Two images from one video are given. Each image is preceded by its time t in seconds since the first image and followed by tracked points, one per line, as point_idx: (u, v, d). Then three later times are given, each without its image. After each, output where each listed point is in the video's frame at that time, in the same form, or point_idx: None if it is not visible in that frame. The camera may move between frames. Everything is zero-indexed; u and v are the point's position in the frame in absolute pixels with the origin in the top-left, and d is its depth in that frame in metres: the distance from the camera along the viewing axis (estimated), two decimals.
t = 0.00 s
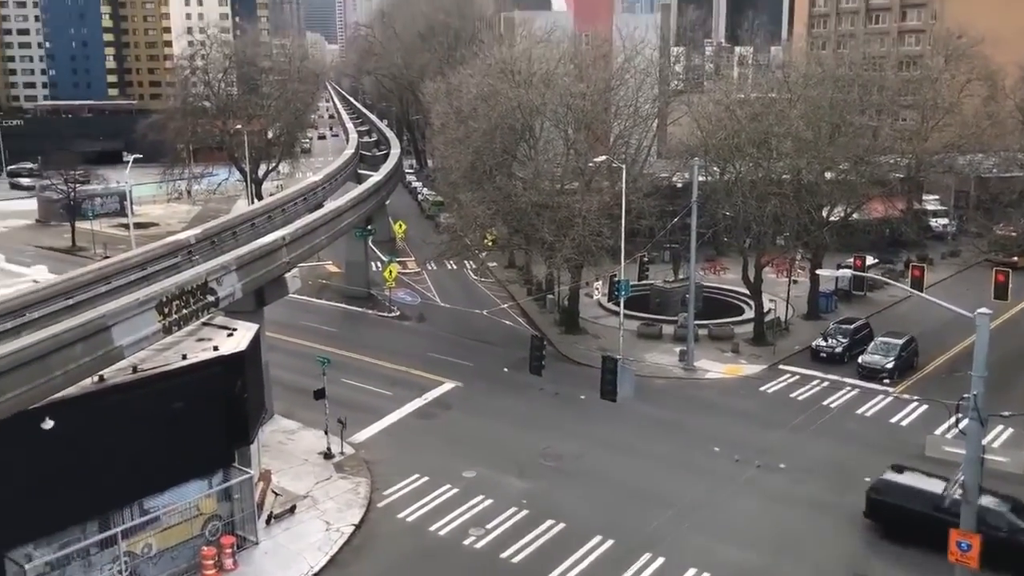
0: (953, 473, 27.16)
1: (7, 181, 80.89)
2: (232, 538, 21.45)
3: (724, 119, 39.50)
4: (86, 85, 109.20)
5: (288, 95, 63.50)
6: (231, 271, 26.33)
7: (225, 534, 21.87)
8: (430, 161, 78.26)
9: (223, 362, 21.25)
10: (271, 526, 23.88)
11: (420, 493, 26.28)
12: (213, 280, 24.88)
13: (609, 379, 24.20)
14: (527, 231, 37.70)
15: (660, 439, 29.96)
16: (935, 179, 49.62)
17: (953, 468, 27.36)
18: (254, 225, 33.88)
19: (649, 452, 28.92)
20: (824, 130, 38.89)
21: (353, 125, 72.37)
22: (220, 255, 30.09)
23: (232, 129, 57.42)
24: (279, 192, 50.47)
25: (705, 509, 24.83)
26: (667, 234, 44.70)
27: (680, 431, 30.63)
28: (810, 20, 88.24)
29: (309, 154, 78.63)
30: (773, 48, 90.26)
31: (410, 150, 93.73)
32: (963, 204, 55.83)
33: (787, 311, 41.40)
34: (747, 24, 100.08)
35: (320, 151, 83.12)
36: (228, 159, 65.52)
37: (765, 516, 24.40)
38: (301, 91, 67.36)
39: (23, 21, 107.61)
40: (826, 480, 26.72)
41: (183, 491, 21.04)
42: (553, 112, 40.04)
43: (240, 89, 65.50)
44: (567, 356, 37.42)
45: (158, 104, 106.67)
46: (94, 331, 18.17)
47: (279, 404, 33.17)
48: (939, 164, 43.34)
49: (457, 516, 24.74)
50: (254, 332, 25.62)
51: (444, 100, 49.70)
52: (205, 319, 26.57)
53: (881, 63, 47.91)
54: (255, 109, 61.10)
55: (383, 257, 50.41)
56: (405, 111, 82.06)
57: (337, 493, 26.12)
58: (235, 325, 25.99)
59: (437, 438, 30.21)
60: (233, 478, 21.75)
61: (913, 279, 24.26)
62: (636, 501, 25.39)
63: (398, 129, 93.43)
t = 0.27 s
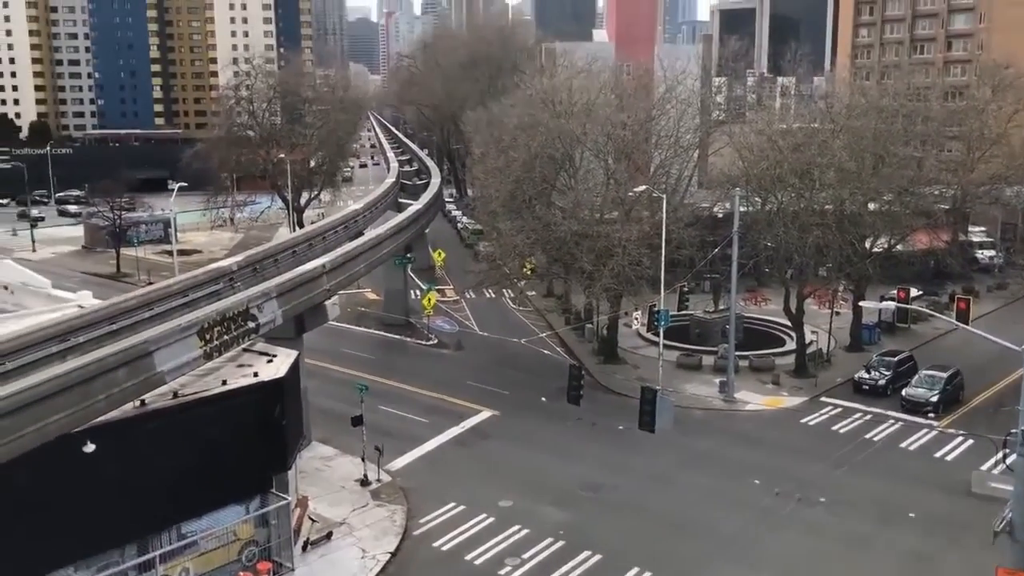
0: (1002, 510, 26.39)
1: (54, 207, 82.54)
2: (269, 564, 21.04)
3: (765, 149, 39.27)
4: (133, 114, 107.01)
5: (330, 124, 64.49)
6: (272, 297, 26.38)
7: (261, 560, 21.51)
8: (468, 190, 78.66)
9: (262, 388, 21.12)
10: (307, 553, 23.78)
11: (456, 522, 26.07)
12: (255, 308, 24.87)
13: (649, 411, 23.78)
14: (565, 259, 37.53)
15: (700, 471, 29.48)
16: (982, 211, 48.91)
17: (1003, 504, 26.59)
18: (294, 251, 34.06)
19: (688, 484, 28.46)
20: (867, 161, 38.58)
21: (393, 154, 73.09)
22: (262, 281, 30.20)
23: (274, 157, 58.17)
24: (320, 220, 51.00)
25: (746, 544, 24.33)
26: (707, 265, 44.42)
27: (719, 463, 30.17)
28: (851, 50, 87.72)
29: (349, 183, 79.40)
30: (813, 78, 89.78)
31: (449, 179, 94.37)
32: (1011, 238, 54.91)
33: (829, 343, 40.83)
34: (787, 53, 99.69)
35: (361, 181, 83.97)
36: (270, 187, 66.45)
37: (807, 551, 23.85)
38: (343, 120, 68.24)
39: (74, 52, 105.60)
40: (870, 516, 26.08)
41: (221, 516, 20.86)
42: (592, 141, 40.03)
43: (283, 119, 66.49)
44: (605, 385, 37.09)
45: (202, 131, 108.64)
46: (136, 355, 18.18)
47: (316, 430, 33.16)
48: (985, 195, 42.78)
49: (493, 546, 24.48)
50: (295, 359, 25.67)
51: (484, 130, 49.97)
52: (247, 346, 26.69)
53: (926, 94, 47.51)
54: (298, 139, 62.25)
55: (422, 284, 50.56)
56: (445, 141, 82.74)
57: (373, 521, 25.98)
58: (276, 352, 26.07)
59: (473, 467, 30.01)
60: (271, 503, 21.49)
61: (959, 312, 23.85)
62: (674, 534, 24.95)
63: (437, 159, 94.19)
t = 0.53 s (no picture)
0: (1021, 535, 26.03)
1: (74, 223, 83.31)
2: None
3: (782, 169, 39.23)
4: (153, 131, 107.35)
5: (347, 142, 64.94)
6: (288, 314, 26.42)
7: None
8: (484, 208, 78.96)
9: (277, 403, 21.09)
10: (320, 570, 23.74)
11: (469, 540, 25.97)
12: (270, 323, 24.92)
13: (663, 430, 23.59)
14: (580, 277, 37.48)
15: (715, 492, 29.28)
16: (1000, 232, 48.66)
17: (1023, 528, 26.21)
18: (310, 268, 34.16)
19: (703, 505, 28.26)
20: (884, 181, 38.51)
21: (409, 172, 73.48)
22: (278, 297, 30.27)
23: (291, 174, 58.54)
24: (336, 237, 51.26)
25: (761, 566, 24.09)
26: (723, 284, 44.34)
27: (734, 484, 29.94)
28: (867, 70, 87.68)
29: (365, 200, 79.87)
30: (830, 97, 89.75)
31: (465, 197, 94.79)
32: None
33: (846, 363, 40.60)
34: (803, 72, 99.75)
35: (377, 198, 84.41)
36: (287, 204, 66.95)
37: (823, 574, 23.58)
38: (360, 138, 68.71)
39: (96, 69, 106.37)
40: (887, 539, 25.79)
41: (234, 532, 20.80)
42: (608, 160, 40.08)
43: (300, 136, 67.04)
44: (619, 404, 36.95)
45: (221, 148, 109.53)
46: (151, 370, 18.24)
47: (330, 446, 33.16)
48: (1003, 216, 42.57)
49: (506, 565, 24.37)
50: (310, 376, 25.71)
51: (500, 148, 50.15)
52: (262, 362, 26.76)
53: (943, 114, 47.43)
54: (315, 156, 62.70)
55: (437, 302, 50.64)
56: (461, 159, 83.14)
57: (386, 539, 25.92)
58: (291, 368, 26.12)
59: (487, 485, 29.92)
60: (284, 520, 21.35)
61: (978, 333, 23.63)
62: (688, 555, 24.76)
63: (452, 177, 94.66)
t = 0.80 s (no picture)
0: None
1: (88, 247, 84.02)
2: None
3: (792, 197, 39.33)
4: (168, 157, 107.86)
5: (359, 168, 65.45)
6: (299, 339, 26.41)
7: None
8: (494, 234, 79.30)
9: (287, 430, 21.19)
10: None
11: (479, 568, 25.86)
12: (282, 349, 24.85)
13: (674, 458, 23.46)
14: (590, 304, 37.47)
15: (726, 521, 29.10)
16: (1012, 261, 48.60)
17: None
18: (322, 293, 34.25)
19: (713, 534, 28.07)
20: (895, 210, 38.55)
21: (421, 198, 73.97)
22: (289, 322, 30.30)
23: (304, 200, 58.96)
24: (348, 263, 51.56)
25: None
26: (733, 311, 44.34)
27: (745, 513, 29.76)
28: (878, 98, 87.93)
29: (377, 226, 80.35)
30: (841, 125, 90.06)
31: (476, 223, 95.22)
32: None
33: (857, 392, 40.45)
34: (814, 101, 100.15)
35: (388, 224, 84.95)
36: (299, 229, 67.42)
37: None
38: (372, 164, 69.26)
39: (112, 96, 106.57)
40: (900, 570, 25.53)
41: (243, 559, 20.79)
42: (619, 187, 40.24)
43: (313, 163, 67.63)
44: (629, 432, 36.85)
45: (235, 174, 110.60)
46: (165, 396, 18.32)
47: (339, 472, 33.14)
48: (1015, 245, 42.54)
49: None
50: (320, 402, 25.75)
51: (512, 175, 50.44)
52: (274, 388, 26.81)
53: (954, 143, 47.58)
54: (327, 182, 63.20)
55: (447, 328, 50.78)
56: (472, 185, 83.62)
57: (396, 566, 25.83)
58: (302, 394, 26.17)
59: (496, 512, 29.81)
60: (294, 545, 21.50)
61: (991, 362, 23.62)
62: None
63: (463, 203, 95.18)
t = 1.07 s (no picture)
0: None
1: (100, 270, 84.43)
2: None
3: (802, 221, 39.28)
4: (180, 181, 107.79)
5: (370, 192, 65.77)
6: (309, 362, 26.20)
7: None
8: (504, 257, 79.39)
9: (295, 454, 21.24)
10: None
11: None
12: (292, 372, 24.74)
13: (685, 484, 23.22)
14: (600, 327, 37.31)
15: (737, 548, 28.80)
16: None
17: None
18: (332, 316, 34.21)
19: (725, 560, 27.76)
20: (906, 234, 38.45)
21: (431, 222, 74.24)
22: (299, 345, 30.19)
23: (314, 224, 59.17)
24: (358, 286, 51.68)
25: None
26: (744, 336, 44.19)
27: (757, 539, 29.45)
28: (888, 122, 88.14)
29: (387, 249, 80.61)
30: (852, 150, 90.09)
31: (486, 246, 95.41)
32: None
33: (869, 417, 40.15)
34: (824, 125, 100.22)
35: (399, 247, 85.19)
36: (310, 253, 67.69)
37: None
38: (383, 188, 69.59)
39: (126, 120, 107.17)
40: None
41: None
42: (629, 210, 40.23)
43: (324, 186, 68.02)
44: (640, 457, 36.62)
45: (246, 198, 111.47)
46: (175, 419, 18.23)
47: (348, 497, 32.97)
48: None
49: None
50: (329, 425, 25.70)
51: (521, 199, 50.58)
52: (283, 412, 26.75)
53: (965, 167, 47.54)
54: (337, 206, 63.50)
55: (457, 351, 50.70)
56: (482, 208, 83.85)
57: None
58: (311, 418, 26.13)
59: (506, 537, 29.59)
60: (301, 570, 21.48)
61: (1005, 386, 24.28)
62: None
63: (474, 226, 95.40)
